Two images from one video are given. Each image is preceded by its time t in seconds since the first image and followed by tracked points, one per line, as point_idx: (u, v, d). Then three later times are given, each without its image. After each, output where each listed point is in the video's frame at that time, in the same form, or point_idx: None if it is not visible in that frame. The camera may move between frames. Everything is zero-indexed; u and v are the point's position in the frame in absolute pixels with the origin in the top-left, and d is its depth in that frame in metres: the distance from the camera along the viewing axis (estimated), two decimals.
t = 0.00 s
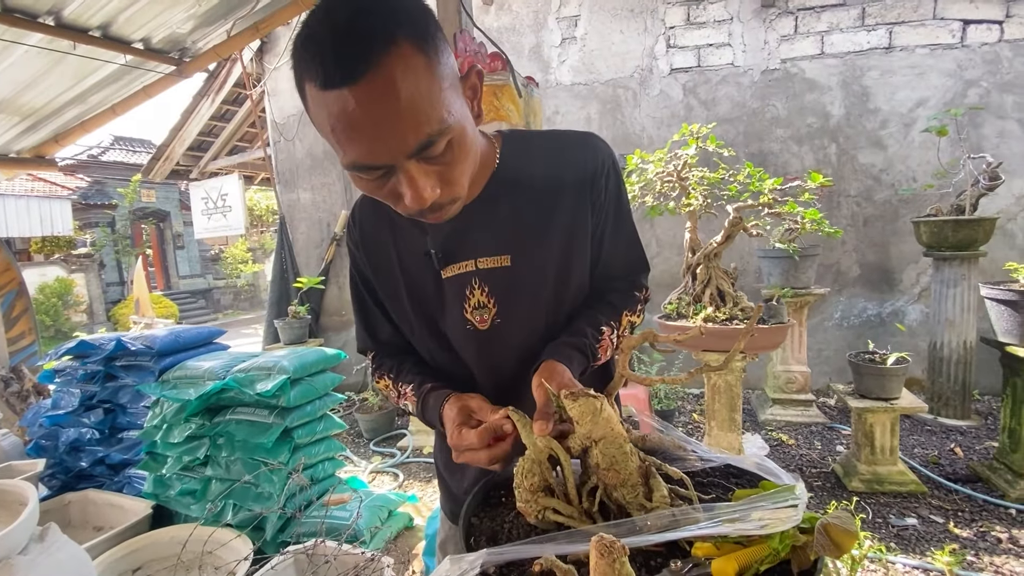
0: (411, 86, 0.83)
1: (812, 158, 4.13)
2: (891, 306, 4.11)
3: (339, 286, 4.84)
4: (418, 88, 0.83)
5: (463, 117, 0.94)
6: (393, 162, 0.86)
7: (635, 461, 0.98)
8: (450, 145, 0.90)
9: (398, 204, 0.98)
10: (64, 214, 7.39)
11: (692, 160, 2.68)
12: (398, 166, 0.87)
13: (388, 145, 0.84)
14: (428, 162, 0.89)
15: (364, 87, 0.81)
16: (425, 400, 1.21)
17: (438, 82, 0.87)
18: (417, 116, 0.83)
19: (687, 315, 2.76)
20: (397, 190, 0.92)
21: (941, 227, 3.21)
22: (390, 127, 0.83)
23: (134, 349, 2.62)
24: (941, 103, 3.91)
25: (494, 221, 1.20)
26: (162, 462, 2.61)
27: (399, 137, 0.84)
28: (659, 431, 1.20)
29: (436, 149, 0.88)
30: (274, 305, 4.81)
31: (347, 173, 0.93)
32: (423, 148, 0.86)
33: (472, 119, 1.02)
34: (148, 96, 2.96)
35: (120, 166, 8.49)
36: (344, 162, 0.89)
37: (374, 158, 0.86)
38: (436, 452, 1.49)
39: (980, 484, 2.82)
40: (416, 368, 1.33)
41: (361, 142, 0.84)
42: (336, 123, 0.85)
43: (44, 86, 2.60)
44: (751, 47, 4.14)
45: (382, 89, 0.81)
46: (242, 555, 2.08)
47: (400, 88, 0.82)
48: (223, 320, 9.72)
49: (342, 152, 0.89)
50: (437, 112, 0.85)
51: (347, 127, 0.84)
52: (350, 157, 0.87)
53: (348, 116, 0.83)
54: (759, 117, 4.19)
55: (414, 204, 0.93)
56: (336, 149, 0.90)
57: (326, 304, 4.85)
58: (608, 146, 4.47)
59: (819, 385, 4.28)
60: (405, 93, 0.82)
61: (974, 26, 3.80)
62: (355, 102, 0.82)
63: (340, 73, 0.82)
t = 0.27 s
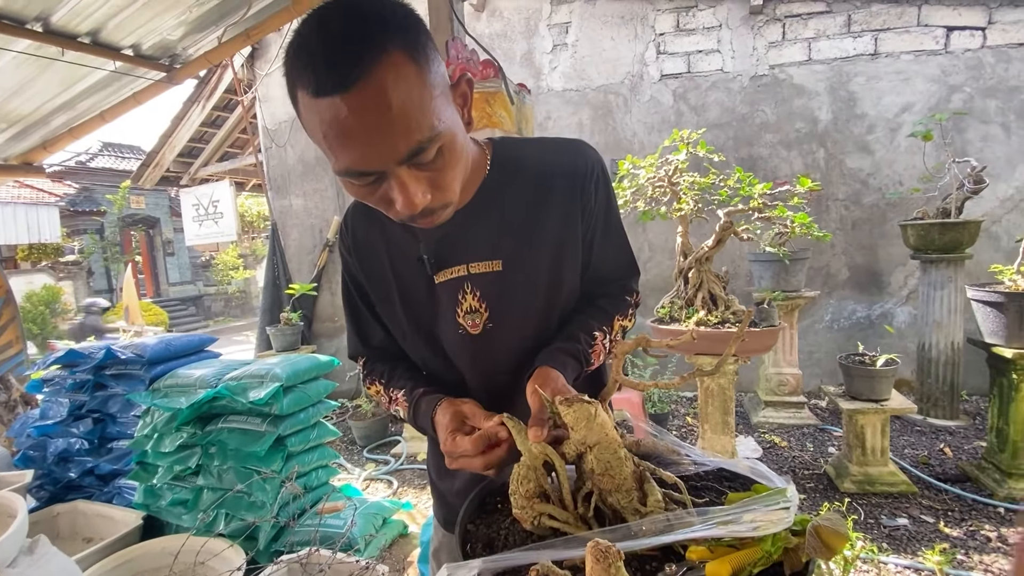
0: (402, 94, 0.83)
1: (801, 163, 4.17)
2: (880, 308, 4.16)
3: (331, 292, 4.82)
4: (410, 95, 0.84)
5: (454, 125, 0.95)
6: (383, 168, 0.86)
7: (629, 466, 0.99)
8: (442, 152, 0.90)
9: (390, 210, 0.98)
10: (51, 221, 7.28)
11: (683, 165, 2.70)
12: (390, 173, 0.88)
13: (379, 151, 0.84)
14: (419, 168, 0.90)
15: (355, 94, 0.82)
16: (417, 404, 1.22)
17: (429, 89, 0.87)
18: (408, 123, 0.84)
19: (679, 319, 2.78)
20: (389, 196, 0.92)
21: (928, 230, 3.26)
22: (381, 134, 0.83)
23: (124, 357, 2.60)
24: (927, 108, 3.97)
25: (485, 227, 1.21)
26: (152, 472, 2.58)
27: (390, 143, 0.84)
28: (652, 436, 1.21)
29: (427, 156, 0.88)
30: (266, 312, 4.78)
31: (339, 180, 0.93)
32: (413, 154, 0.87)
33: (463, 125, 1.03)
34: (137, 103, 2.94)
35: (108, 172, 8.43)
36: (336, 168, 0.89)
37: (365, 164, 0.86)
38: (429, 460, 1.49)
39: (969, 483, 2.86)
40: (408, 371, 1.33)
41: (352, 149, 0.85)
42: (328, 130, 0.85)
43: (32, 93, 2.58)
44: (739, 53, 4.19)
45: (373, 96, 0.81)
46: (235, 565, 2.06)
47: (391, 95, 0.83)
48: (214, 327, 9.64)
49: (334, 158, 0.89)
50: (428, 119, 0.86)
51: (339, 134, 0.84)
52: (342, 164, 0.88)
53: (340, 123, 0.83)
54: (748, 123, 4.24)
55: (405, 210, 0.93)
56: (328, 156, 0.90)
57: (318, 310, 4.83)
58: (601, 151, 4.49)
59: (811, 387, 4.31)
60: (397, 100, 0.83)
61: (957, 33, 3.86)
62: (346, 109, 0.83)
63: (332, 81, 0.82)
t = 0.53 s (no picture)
0: (401, 97, 0.83)
1: (795, 164, 4.20)
2: (874, 307, 4.19)
3: (327, 294, 4.81)
4: (409, 98, 0.84)
5: (452, 126, 0.95)
6: (383, 171, 0.87)
7: (627, 466, 0.99)
8: (440, 154, 0.91)
9: (388, 212, 0.98)
10: (43, 224, 7.07)
11: (678, 167, 2.71)
12: (389, 175, 0.88)
13: (379, 153, 0.84)
14: (418, 170, 0.90)
15: (355, 97, 0.82)
16: (414, 407, 1.22)
17: (427, 91, 0.88)
18: (408, 125, 0.84)
19: (675, 320, 2.79)
20: (388, 199, 0.92)
21: (920, 230, 3.29)
22: (381, 135, 0.83)
23: (119, 361, 2.58)
24: (919, 109, 4.00)
25: (482, 229, 1.21)
26: (147, 476, 2.56)
27: (390, 146, 0.84)
28: (649, 436, 1.22)
29: (426, 158, 0.89)
30: (262, 314, 4.77)
31: (337, 182, 0.93)
32: (413, 156, 0.87)
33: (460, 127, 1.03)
34: (131, 105, 2.92)
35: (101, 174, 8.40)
36: (335, 171, 0.89)
37: (365, 167, 0.86)
38: (424, 461, 1.49)
39: (962, 481, 2.88)
40: (403, 374, 1.34)
41: (352, 152, 0.85)
42: (327, 133, 0.85)
43: (24, 95, 2.56)
44: (733, 55, 4.21)
45: (374, 99, 0.82)
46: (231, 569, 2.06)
47: (391, 98, 0.83)
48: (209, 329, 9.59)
49: (332, 161, 0.89)
50: (427, 121, 0.86)
51: (338, 137, 0.84)
52: (341, 166, 0.88)
53: (339, 125, 0.83)
54: (743, 124, 4.26)
55: (404, 212, 0.93)
56: (326, 158, 0.90)
57: (314, 312, 4.81)
58: (596, 153, 4.50)
59: (806, 387, 4.34)
60: (396, 103, 0.83)
61: (948, 34, 3.90)
62: (346, 112, 0.83)
63: (332, 83, 0.82)
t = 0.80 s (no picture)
0: (389, 96, 0.83)
1: (789, 165, 4.22)
2: (867, 308, 4.22)
3: (322, 296, 4.79)
4: (397, 97, 0.84)
5: (442, 126, 0.94)
6: (371, 170, 0.86)
7: (624, 470, 0.99)
8: (430, 153, 0.90)
9: (378, 212, 0.98)
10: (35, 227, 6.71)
11: (673, 168, 2.72)
12: (378, 174, 0.87)
13: (367, 152, 0.84)
14: (407, 170, 0.89)
15: (343, 95, 0.82)
16: (414, 415, 1.20)
17: (417, 91, 0.87)
18: (396, 124, 0.84)
19: (670, 321, 2.80)
20: (377, 199, 0.92)
21: (912, 231, 3.31)
22: (369, 134, 0.83)
23: (111, 364, 2.55)
24: (910, 111, 4.03)
25: (475, 230, 1.21)
26: (140, 480, 2.53)
27: (378, 144, 0.84)
28: (645, 439, 1.22)
29: (415, 158, 0.88)
30: (256, 316, 4.74)
31: (327, 183, 0.93)
32: (401, 156, 0.87)
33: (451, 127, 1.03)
34: (123, 106, 2.90)
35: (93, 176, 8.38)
36: (324, 170, 0.89)
37: (353, 166, 0.86)
38: (422, 468, 1.48)
39: (955, 480, 2.91)
40: (401, 382, 1.33)
41: (340, 151, 0.85)
42: (316, 132, 0.85)
43: (14, 96, 2.54)
44: (727, 57, 4.23)
45: (360, 98, 0.81)
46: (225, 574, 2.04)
47: (378, 97, 0.83)
48: (202, 332, 9.52)
49: (321, 161, 0.89)
50: (415, 121, 0.86)
51: (326, 136, 0.84)
52: (329, 166, 0.87)
53: (327, 124, 0.83)
54: (737, 126, 4.28)
55: (393, 212, 0.93)
56: (315, 158, 0.90)
57: (308, 314, 4.79)
58: (591, 154, 4.51)
59: (801, 387, 4.36)
60: (384, 102, 0.83)
61: (939, 37, 3.94)
62: (334, 110, 0.83)
63: (320, 82, 0.82)
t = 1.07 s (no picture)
0: (389, 88, 0.83)
1: (784, 166, 4.25)
2: (861, 308, 4.24)
3: (317, 296, 4.77)
4: (397, 89, 0.83)
5: (442, 120, 0.94)
6: (371, 163, 0.86)
7: (625, 468, 0.99)
8: (429, 147, 0.90)
9: (376, 207, 0.97)
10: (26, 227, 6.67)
11: (670, 168, 2.72)
12: (377, 167, 0.87)
13: (366, 144, 0.84)
14: (406, 163, 0.89)
15: (341, 87, 0.81)
16: (406, 403, 1.20)
17: (417, 83, 0.87)
18: (395, 117, 0.83)
19: (667, 321, 2.81)
20: (376, 192, 0.91)
21: (906, 232, 3.34)
22: (368, 126, 0.82)
23: (104, 365, 2.53)
24: (904, 113, 4.07)
25: (474, 227, 1.20)
26: (134, 482, 2.51)
27: (377, 137, 0.83)
28: (645, 437, 1.22)
29: (414, 151, 0.88)
30: (251, 317, 4.72)
31: (324, 175, 0.93)
32: (401, 149, 0.86)
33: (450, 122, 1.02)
34: (116, 104, 2.88)
35: (84, 176, 8.47)
36: (322, 163, 0.88)
37: (352, 158, 0.85)
38: (418, 465, 1.47)
39: (949, 479, 2.93)
40: (394, 372, 1.32)
41: (339, 143, 0.84)
42: (314, 124, 0.84)
43: (6, 94, 2.51)
44: (723, 58, 4.25)
45: (360, 89, 0.81)
46: None
47: (378, 89, 0.82)
48: (196, 333, 9.45)
49: (320, 153, 0.88)
50: (415, 114, 0.85)
51: (325, 128, 0.83)
52: (328, 159, 0.87)
53: (326, 116, 0.82)
54: (732, 127, 4.30)
55: (392, 206, 0.93)
56: (313, 150, 0.89)
57: (303, 315, 4.77)
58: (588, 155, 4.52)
59: (796, 387, 4.38)
60: (383, 95, 0.82)
61: (932, 40, 3.97)
62: (333, 103, 0.82)
63: (318, 73, 0.82)
